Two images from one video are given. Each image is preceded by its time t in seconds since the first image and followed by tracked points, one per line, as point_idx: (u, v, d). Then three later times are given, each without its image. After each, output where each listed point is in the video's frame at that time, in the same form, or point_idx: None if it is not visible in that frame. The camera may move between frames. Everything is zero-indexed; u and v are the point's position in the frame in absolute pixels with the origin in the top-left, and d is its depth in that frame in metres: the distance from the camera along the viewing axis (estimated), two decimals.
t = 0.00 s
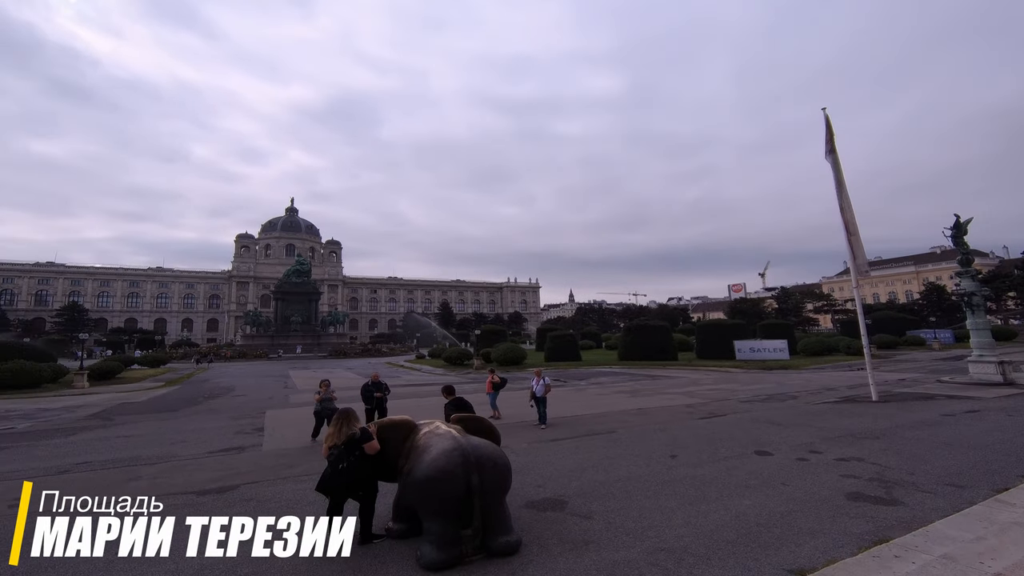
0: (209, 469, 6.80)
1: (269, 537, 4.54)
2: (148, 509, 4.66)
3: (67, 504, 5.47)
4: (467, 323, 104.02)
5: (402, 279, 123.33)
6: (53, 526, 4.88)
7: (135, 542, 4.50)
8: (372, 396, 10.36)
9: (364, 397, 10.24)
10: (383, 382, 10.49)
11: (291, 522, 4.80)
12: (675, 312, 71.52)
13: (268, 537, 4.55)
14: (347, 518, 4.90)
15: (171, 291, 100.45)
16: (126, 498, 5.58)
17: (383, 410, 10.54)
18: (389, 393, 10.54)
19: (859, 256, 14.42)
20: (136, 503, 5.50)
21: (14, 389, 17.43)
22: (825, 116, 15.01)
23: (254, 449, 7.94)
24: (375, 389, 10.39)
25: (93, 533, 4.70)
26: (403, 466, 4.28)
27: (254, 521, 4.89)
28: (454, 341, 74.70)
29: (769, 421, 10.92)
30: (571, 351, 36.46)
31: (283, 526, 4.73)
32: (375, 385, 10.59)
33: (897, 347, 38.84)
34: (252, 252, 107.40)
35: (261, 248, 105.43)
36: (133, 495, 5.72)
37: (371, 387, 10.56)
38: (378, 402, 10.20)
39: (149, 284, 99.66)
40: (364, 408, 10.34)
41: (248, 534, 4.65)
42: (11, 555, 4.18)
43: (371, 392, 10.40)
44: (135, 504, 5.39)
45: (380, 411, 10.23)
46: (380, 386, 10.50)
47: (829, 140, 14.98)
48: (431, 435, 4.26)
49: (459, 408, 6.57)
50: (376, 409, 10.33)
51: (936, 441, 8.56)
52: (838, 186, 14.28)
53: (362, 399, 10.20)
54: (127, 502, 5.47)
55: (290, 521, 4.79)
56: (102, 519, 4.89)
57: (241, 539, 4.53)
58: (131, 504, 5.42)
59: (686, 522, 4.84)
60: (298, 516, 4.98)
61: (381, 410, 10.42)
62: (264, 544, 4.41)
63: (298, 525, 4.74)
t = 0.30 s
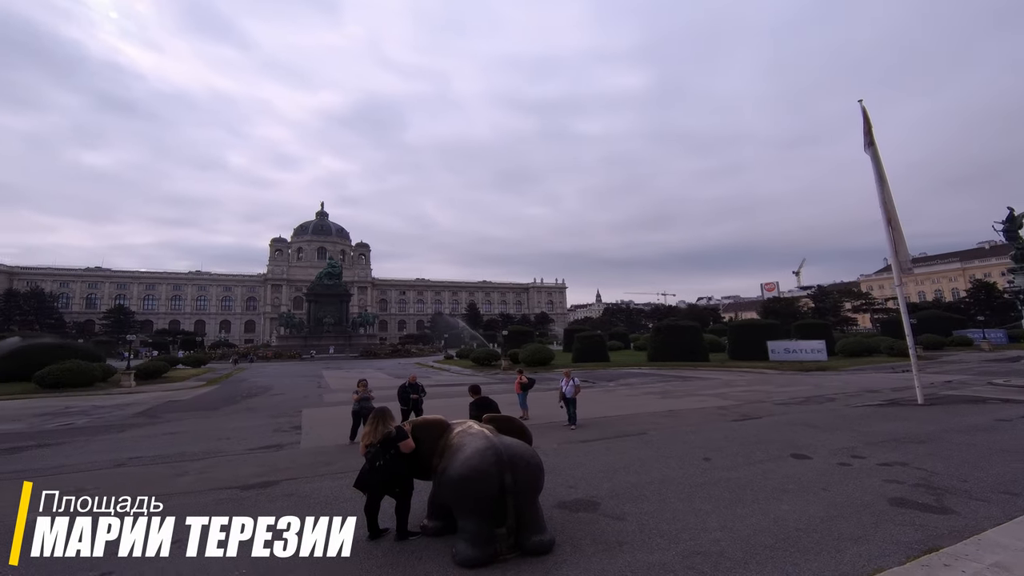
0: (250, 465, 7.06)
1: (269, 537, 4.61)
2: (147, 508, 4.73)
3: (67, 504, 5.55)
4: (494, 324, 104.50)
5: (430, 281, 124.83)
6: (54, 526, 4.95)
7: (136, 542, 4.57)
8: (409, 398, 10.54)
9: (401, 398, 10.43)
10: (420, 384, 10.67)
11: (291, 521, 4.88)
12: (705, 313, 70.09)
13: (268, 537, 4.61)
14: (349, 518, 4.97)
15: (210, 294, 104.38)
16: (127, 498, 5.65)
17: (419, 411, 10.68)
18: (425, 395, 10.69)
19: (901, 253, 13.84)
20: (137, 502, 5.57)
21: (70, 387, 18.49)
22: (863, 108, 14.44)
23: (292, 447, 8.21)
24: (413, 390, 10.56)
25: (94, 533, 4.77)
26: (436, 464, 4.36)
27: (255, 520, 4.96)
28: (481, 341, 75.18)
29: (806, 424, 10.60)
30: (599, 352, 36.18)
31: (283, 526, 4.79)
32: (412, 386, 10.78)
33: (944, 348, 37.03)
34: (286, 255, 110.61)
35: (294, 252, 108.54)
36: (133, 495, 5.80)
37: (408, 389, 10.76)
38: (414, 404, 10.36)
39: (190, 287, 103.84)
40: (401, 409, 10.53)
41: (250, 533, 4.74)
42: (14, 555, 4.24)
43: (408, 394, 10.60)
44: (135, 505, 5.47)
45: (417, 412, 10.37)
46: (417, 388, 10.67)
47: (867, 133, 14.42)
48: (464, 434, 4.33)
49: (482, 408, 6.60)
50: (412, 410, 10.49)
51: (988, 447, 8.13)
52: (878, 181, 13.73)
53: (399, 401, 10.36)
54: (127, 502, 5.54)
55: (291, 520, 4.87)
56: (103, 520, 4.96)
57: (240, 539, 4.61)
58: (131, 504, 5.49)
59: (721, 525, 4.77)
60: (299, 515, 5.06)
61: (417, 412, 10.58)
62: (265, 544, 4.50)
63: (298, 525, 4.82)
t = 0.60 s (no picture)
0: (290, 461, 7.32)
1: (269, 537, 4.65)
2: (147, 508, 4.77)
3: (67, 504, 5.62)
4: (521, 325, 104.62)
5: (457, 282, 125.96)
6: (53, 526, 5.01)
7: (136, 542, 4.61)
8: (449, 397, 10.66)
9: (441, 398, 10.54)
10: (460, 385, 10.72)
11: (291, 522, 4.93)
12: (738, 312, 68.40)
13: (268, 538, 4.66)
14: (349, 518, 5.02)
15: (248, 296, 108.21)
16: (127, 498, 5.72)
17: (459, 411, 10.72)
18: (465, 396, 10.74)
19: (948, 249, 13.19)
20: (136, 503, 5.63)
21: (121, 386, 19.49)
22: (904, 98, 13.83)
23: (330, 444, 8.46)
24: (453, 391, 10.65)
25: (94, 533, 4.82)
26: (470, 462, 4.43)
27: (255, 520, 5.01)
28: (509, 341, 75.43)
29: (848, 427, 10.23)
30: (629, 353, 35.79)
31: (282, 526, 4.85)
32: (453, 386, 10.88)
33: (997, 348, 35.08)
34: (319, 258, 113.59)
35: (326, 255, 111.30)
36: (133, 494, 5.86)
37: (448, 389, 10.86)
38: (454, 404, 10.45)
39: (229, 290, 107.92)
40: (440, 409, 10.62)
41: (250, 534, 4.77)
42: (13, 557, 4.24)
43: (448, 394, 10.71)
44: (134, 504, 5.54)
45: (456, 412, 10.46)
46: (457, 388, 10.74)
47: (909, 124, 13.81)
48: (497, 433, 4.38)
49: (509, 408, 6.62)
50: (452, 410, 10.59)
51: None
52: (922, 174, 13.13)
53: (439, 400, 10.45)
54: (126, 502, 5.60)
55: (291, 521, 4.93)
56: (103, 520, 5.01)
57: (239, 539, 4.65)
58: (131, 505, 5.55)
59: (759, 529, 4.67)
60: (299, 515, 5.12)
61: (457, 412, 10.66)
62: (266, 545, 4.53)
63: (298, 524, 4.88)
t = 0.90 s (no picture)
0: (326, 458, 7.52)
1: (269, 537, 4.72)
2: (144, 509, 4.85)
3: (69, 503, 5.75)
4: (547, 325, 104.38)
5: (484, 283, 126.60)
6: (54, 526, 5.13)
7: (136, 542, 4.70)
8: (485, 397, 10.75)
9: (477, 397, 10.64)
10: (495, 384, 10.78)
11: (291, 521, 5.00)
12: (772, 311, 66.49)
13: (268, 537, 4.73)
14: (349, 517, 5.07)
15: (282, 298, 111.45)
16: (127, 498, 5.82)
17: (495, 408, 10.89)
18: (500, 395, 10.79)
19: (1000, 244, 12.50)
20: (136, 503, 5.73)
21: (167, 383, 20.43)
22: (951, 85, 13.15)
23: (364, 442, 8.66)
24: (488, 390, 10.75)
25: (94, 533, 4.92)
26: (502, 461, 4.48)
27: (255, 519, 5.08)
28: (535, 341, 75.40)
29: (891, 430, 9.82)
30: (658, 353, 35.27)
31: (282, 526, 4.91)
32: (487, 386, 10.96)
33: None
34: (349, 260, 116.02)
35: (356, 257, 113.54)
36: (133, 495, 5.97)
37: (483, 388, 10.96)
38: (490, 403, 10.52)
39: (264, 292, 111.36)
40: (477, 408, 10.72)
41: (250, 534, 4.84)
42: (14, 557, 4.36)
43: (484, 393, 10.81)
44: (135, 504, 5.65)
45: (492, 411, 10.53)
46: (492, 387, 10.81)
47: (957, 113, 13.15)
48: (528, 432, 4.42)
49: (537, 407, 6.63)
50: (489, 409, 10.67)
51: None
52: (971, 165, 12.48)
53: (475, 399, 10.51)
54: (127, 502, 5.71)
55: (291, 521, 4.99)
56: (102, 520, 5.12)
57: (239, 539, 4.73)
58: (131, 505, 5.65)
59: (797, 533, 4.56)
60: (299, 514, 5.18)
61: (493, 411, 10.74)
62: (266, 545, 4.60)
63: (298, 524, 4.94)
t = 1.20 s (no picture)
0: (359, 455, 7.72)
1: (269, 537, 4.78)
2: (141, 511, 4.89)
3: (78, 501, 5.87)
4: (573, 325, 103.94)
5: (510, 283, 126.90)
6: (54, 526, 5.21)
7: (136, 541, 4.78)
8: (521, 398, 10.84)
9: (514, 398, 10.75)
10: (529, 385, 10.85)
11: (290, 522, 5.06)
12: (806, 311, 64.48)
13: (269, 538, 4.79)
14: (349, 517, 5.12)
15: (313, 299, 114.38)
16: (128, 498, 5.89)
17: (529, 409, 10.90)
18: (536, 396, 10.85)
19: None
20: (137, 502, 5.81)
21: (208, 381, 21.34)
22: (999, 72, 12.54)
23: (396, 439, 8.83)
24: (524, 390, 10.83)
25: (94, 533, 5.00)
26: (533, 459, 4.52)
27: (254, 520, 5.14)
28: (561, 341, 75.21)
29: (936, 434, 9.40)
30: (688, 353, 34.68)
31: (282, 526, 4.97)
32: (522, 387, 11.03)
33: None
34: (377, 262, 118.15)
35: (384, 258, 115.47)
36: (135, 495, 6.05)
37: (518, 389, 11.06)
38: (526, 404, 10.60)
39: (297, 294, 114.54)
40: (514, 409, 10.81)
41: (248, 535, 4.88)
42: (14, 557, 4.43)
43: (520, 394, 10.91)
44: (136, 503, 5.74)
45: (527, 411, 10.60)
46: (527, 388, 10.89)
47: (1005, 101, 12.55)
48: (559, 431, 4.44)
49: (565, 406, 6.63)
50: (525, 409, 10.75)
51: None
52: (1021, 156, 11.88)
53: (511, 400, 10.56)
54: (127, 502, 5.78)
55: (291, 521, 5.05)
56: (103, 519, 5.20)
57: (238, 539, 4.79)
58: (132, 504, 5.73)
59: (836, 537, 4.44)
60: (298, 515, 5.25)
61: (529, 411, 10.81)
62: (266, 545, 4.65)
63: (297, 524, 5.01)
